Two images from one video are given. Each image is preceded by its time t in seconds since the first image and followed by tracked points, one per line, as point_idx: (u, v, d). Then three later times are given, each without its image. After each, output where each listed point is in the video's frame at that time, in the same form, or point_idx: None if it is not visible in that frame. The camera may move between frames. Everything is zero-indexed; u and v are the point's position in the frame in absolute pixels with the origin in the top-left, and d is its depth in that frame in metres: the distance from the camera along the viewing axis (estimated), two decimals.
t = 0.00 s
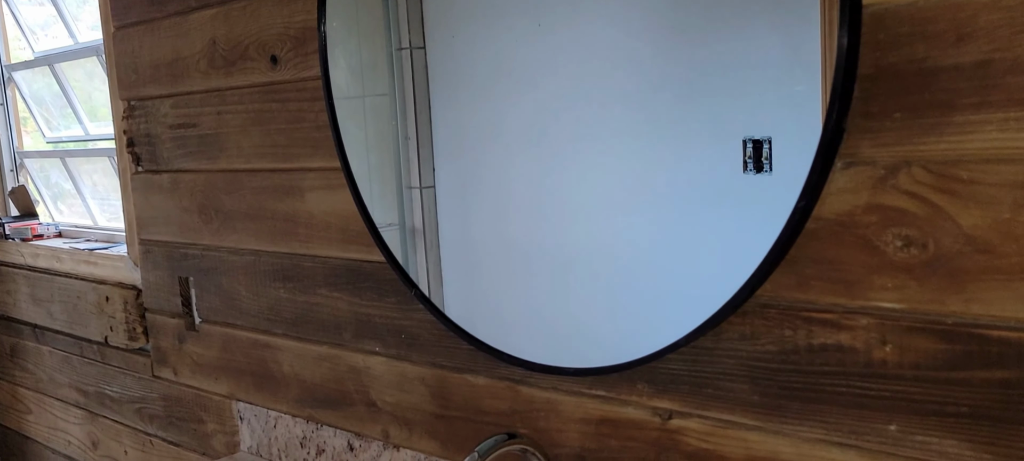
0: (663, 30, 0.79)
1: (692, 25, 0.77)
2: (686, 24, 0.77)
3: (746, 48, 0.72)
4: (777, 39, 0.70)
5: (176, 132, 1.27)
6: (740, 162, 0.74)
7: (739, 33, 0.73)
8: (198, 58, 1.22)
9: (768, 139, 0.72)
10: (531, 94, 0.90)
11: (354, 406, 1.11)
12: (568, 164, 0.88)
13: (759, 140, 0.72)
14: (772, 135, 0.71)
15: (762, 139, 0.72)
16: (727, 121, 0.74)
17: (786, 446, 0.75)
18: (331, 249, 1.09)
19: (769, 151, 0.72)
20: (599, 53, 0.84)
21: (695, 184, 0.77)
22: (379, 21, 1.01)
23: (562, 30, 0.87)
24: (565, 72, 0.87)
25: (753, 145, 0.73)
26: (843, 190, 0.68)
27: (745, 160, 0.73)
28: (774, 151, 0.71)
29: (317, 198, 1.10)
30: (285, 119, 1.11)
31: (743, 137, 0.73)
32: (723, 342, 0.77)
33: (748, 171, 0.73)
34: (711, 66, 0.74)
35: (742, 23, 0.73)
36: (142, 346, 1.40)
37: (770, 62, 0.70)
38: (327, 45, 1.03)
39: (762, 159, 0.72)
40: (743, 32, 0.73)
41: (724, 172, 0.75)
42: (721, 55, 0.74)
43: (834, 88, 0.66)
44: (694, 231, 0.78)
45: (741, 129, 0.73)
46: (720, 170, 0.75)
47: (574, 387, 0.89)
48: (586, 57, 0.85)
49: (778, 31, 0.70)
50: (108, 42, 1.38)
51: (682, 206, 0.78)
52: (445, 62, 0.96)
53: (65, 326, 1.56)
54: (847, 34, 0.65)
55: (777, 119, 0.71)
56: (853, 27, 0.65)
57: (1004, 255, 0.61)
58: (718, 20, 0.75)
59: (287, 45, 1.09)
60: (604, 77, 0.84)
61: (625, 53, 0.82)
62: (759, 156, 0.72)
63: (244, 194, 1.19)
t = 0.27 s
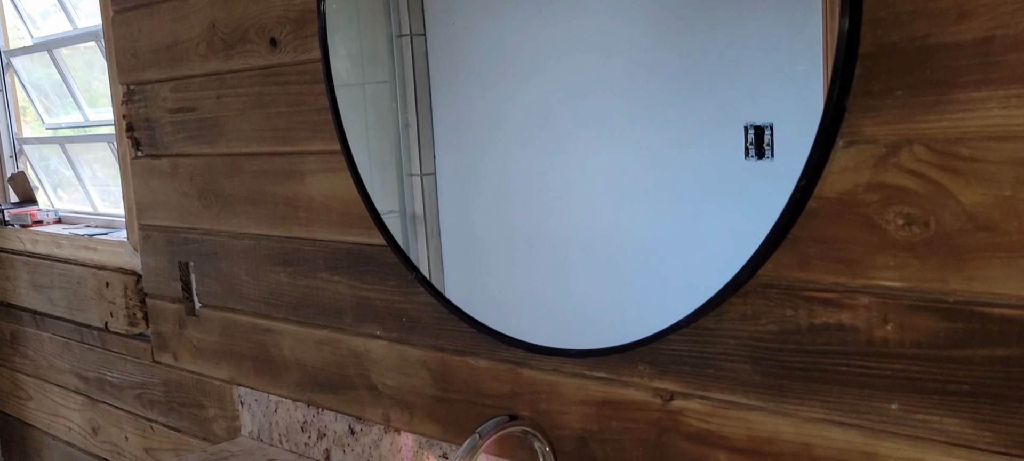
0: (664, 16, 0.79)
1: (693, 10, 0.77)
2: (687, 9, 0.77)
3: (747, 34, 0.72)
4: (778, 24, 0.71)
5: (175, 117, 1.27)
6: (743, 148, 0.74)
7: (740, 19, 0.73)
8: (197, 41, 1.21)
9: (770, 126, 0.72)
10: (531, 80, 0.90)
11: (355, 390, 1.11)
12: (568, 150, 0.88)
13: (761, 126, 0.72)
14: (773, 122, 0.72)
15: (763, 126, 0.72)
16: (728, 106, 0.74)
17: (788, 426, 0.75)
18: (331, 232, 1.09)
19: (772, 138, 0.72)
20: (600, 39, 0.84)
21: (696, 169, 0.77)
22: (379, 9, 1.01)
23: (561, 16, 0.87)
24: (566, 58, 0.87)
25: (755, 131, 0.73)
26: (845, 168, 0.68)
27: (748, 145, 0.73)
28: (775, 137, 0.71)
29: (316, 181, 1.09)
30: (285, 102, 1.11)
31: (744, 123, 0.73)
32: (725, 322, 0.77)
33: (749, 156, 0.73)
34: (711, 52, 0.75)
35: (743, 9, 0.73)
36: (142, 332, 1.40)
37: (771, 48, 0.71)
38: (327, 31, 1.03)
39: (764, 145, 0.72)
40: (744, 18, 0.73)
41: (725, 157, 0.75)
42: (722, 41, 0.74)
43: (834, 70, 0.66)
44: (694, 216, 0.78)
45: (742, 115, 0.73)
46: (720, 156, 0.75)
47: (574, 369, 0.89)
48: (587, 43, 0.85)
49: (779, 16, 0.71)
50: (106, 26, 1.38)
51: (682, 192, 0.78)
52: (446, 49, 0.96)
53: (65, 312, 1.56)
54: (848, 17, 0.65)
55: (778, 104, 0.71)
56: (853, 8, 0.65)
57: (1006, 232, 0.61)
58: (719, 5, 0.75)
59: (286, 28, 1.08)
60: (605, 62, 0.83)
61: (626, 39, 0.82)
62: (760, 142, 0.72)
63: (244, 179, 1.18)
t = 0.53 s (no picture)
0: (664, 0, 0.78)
1: None
2: None
3: (748, 20, 0.72)
4: (778, 8, 0.71)
5: (174, 101, 1.27)
6: (745, 133, 0.73)
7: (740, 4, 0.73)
8: (196, 24, 1.21)
9: (772, 111, 0.71)
10: (532, 67, 0.90)
11: (356, 374, 1.12)
12: (568, 137, 0.88)
13: (762, 111, 0.72)
14: (774, 107, 0.71)
15: (764, 111, 0.72)
16: (729, 91, 0.74)
17: (788, 405, 0.75)
18: (331, 216, 1.10)
19: (773, 123, 0.71)
20: (600, 26, 0.84)
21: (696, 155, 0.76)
22: None
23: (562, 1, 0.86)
24: (567, 44, 0.86)
25: (756, 116, 0.72)
26: (845, 147, 0.68)
27: (748, 130, 0.73)
28: (776, 122, 0.71)
29: (317, 164, 1.10)
30: (284, 85, 1.11)
31: (744, 109, 0.73)
32: (725, 303, 0.77)
33: (750, 141, 0.73)
34: (711, 37, 0.75)
35: None
36: (141, 317, 1.41)
37: (771, 33, 0.71)
38: (327, 18, 1.03)
39: (765, 131, 0.72)
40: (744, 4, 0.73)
41: (725, 143, 0.74)
42: (722, 26, 0.74)
43: (835, 48, 0.66)
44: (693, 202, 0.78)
45: (742, 100, 0.73)
46: (720, 141, 0.75)
47: (575, 351, 0.89)
48: (588, 30, 0.85)
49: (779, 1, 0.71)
50: (104, 11, 1.37)
51: (681, 177, 0.78)
52: (447, 37, 0.96)
53: (64, 298, 1.56)
54: None
55: (778, 90, 0.71)
56: None
57: (1006, 209, 0.61)
58: None
59: (286, 11, 1.08)
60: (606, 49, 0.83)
61: (627, 26, 0.81)
62: (762, 127, 0.72)
63: (243, 163, 1.19)
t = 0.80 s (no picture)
0: None
1: None
2: None
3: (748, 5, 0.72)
4: None
5: (173, 85, 1.27)
6: (743, 119, 0.74)
7: None
8: (194, 8, 1.20)
9: (770, 97, 0.72)
10: (532, 53, 0.90)
11: (355, 357, 1.12)
12: (568, 123, 0.88)
13: (761, 97, 0.73)
14: (772, 93, 0.72)
15: (762, 97, 0.72)
16: (728, 77, 0.74)
17: (787, 385, 0.75)
18: (331, 199, 1.10)
19: (772, 109, 0.72)
20: (600, 12, 0.83)
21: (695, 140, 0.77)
22: None
23: None
24: (567, 30, 0.86)
25: (755, 103, 0.73)
26: (845, 126, 0.68)
27: (747, 117, 0.73)
28: (774, 108, 0.72)
29: (316, 148, 1.10)
30: (283, 69, 1.11)
31: (744, 95, 0.73)
32: (725, 283, 0.77)
33: (749, 128, 0.73)
34: (711, 22, 0.75)
35: None
36: (141, 302, 1.41)
37: (771, 17, 0.71)
38: (326, 6, 1.03)
39: (763, 117, 0.73)
40: None
41: (724, 129, 0.75)
42: (721, 11, 0.74)
43: (835, 28, 0.66)
44: (692, 188, 0.78)
45: (741, 86, 0.73)
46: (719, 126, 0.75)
47: (575, 332, 0.89)
48: (588, 16, 0.84)
49: None
50: None
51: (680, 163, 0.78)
52: (446, 24, 0.96)
53: (63, 284, 1.56)
54: None
55: (777, 75, 0.71)
56: None
57: (1005, 187, 0.62)
58: None
59: None
60: (606, 35, 0.83)
61: (627, 11, 0.81)
62: (761, 113, 0.73)
63: (242, 147, 1.19)
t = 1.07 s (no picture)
0: None
1: None
2: None
3: None
4: None
5: (171, 69, 1.26)
6: (740, 107, 0.74)
7: None
8: None
9: (768, 85, 0.73)
10: (530, 40, 0.90)
11: (355, 341, 1.12)
12: (567, 109, 0.88)
13: (759, 85, 0.73)
14: (771, 81, 0.72)
15: (761, 85, 0.73)
16: (726, 65, 0.74)
17: (786, 364, 0.75)
18: (330, 182, 1.10)
19: (769, 97, 0.72)
20: None
21: (693, 127, 0.77)
22: None
23: None
24: (565, 17, 0.87)
25: (752, 91, 0.74)
26: (843, 104, 0.68)
27: (745, 105, 0.74)
28: (773, 96, 0.72)
29: (314, 131, 1.10)
30: (281, 52, 1.11)
31: (741, 83, 0.74)
32: (724, 263, 0.78)
33: (748, 116, 0.74)
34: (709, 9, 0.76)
35: None
36: (140, 288, 1.41)
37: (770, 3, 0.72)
38: None
39: (761, 104, 0.73)
40: None
41: (722, 116, 0.75)
42: None
43: (835, 6, 0.66)
44: (690, 175, 0.78)
45: (739, 74, 0.74)
46: (718, 113, 0.76)
47: (574, 314, 0.90)
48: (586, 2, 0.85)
49: None
50: None
51: (679, 148, 0.78)
52: (444, 11, 0.96)
53: (62, 270, 1.56)
54: None
55: (776, 62, 0.72)
56: None
57: (1004, 164, 0.62)
58: None
59: None
60: (604, 21, 0.84)
61: None
62: (759, 101, 0.73)
63: (241, 131, 1.19)
